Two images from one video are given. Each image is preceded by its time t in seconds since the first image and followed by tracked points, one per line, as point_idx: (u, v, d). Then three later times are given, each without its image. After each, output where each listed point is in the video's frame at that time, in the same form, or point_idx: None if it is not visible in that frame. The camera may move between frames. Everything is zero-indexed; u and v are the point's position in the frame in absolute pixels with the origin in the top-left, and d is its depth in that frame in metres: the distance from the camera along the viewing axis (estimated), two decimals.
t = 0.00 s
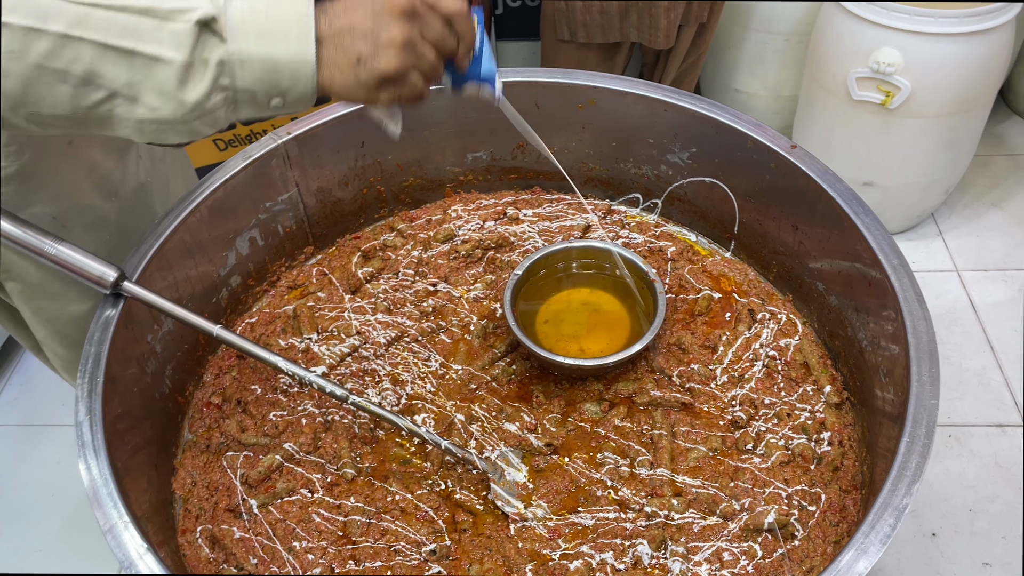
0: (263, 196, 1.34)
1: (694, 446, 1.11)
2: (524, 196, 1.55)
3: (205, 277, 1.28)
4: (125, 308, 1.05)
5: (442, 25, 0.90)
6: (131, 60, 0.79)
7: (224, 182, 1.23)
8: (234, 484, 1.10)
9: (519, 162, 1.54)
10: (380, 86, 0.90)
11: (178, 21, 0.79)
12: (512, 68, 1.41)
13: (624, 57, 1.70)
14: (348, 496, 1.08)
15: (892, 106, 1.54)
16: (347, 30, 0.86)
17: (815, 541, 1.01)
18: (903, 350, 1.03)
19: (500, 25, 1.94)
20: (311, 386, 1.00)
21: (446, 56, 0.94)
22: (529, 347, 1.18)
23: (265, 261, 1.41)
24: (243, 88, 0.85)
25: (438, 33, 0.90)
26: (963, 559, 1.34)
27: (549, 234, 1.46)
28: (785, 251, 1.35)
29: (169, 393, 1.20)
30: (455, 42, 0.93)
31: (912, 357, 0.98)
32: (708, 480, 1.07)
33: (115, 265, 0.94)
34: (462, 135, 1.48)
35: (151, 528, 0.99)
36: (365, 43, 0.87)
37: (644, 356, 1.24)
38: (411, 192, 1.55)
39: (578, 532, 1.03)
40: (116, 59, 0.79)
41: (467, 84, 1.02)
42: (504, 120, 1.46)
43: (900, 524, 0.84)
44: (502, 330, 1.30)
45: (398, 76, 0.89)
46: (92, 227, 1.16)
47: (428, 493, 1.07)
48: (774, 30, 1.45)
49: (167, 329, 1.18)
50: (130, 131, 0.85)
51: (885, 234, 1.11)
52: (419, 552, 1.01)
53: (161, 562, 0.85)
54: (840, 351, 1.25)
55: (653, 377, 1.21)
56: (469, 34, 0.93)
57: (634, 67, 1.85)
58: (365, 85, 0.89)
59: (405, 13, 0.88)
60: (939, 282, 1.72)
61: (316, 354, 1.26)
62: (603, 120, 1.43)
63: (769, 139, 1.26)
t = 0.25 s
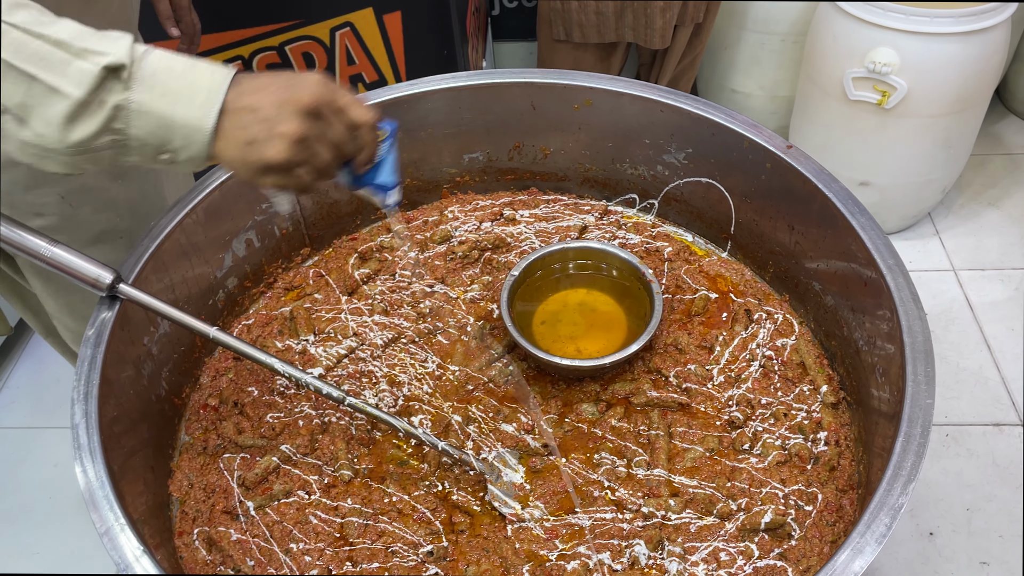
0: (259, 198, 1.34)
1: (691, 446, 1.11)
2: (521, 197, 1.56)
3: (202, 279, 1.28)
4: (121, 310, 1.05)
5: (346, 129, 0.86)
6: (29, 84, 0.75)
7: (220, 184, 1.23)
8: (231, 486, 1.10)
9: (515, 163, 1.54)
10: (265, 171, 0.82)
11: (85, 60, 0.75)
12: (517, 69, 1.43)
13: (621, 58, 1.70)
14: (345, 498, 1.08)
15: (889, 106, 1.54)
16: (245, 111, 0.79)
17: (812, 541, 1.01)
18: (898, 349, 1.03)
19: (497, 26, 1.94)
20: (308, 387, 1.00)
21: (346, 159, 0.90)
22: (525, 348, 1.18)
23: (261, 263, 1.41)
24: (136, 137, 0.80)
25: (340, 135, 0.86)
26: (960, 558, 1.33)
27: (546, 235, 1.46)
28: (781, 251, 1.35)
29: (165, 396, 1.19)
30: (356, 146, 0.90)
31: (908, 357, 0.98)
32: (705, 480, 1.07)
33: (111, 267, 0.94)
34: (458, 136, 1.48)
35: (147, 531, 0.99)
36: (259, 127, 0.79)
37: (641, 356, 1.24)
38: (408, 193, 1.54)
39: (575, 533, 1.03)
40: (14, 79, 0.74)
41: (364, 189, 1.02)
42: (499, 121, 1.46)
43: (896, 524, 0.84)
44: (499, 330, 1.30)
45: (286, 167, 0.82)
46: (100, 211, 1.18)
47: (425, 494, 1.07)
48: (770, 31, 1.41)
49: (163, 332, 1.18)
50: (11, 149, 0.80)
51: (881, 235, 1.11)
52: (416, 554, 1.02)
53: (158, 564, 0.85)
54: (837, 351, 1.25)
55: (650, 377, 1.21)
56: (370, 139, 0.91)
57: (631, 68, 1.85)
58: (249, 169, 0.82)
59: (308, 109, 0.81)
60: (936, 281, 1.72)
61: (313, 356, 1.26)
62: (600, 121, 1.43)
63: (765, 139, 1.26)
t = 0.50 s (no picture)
0: (257, 199, 1.33)
1: (690, 447, 1.11)
2: (519, 198, 1.56)
3: (200, 280, 1.28)
4: (119, 312, 1.05)
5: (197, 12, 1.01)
6: None
7: (217, 186, 1.23)
8: (230, 488, 1.10)
9: (514, 164, 1.54)
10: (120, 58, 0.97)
11: None
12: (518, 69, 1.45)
13: (619, 59, 1.70)
14: (344, 500, 1.08)
15: (887, 106, 1.52)
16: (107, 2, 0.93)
17: (811, 542, 1.01)
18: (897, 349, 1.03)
19: (495, 27, 1.94)
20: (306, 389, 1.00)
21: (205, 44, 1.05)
22: (524, 349, 1.17)
23: (260, 264, 1.41)
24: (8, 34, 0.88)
25: (194, 22, 1.02)
26: (959, 558, 1.31)
27: (545, 236, 1.46)
28: (779, 251, 1.35)
29: (164, 397, 1.19)
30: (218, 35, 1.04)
31: (907, 357, 0.98)
32: (704, 481, 1.07)
33: (108, 269, 0.94)
34: (457, 137, 1.48)
35: (146, 534, 0.99)
36: (108, 8, 0.93)
37: (639, 357, 1.24)
38: (406, 194, 1.54)
39: (575, 534, 1.03)
40: None
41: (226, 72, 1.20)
42: (497, 122, 1.46)
43: (896, 524, 0.83)
44: (498, 332, 1.30)
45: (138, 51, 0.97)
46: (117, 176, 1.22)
47: (424, 495, 1.07)
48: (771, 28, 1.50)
49: (161, 333, 1.18)
50: None
51: (879, 235, 1.11)
52: (415, 555, 1.01)
53: (157, 567, 0.85)
54: (836, 351, 1.25)
55: (649, 378, 1.21)
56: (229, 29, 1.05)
57: (629, 68, 1.86)
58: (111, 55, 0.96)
59: None
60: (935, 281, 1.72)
61: (311, 358, 1.26)
62: (598, 121, 1.43)
63: (763, 140, 1.26)
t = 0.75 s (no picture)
0: (256, 199, 1.33)
1: (690, 447, 1.11)
2: (518, 198, 1.55)
3: (199, 281, 1.28)
4: (118, 312, 1.05)
5: None
6: None
7: (216, 186, 1.23)
8: (229, 489, 1.10)
9: (513, 164, 1.54)
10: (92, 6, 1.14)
11: None
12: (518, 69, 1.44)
13: (620, 59, 1.69)
14: (343, 500, 1.07)
15: (886, 106, 1.55)
16: None
17: (812, 542, 1.01)
18: (898, 349, 1.03)
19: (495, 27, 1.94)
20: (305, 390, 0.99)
21: None
22: (523, 349, 1.17)
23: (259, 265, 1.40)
24: None
25: None
26: (960, 558, 1.32)
27: (544, 236, 1.45)
28: (779, 251, 1.34)
29: (163, 398, 1.19)
30: None
31: (907, 357, 0.98)
32: (704, 482, 1.07)
33: (107, 269, 0.94)
34: (456, 136, 1.48)
35: (145, 535, 0.98)
36: None
37: (639, 357, 1.24)
38: (406, 194, 1.54)
39: (575, 535, 1.02)
40: None
41: None
42: (497, 122, 1.46)
43: (897, 524, 0.83)
44: (497, 332, 1.30)
45: None
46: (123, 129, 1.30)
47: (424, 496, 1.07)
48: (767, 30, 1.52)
49: (160, 333, 1.18)
50: None
51: (880, 235, 1.11)
52: (415, 556, 1.01)
53: (156, 568, 0.85)
54: (836, 351, 1.25)
55: (649, 378, 1.21)
56: None
57: (629, 68, 1.85)
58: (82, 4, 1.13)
59: None
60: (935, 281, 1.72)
61: (311, 358, 1.26)
62: (597, 121, 1.43)
63: (764, 140, 1.26)
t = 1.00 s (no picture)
0: (255, 199, 1.33)
1: (688, 447, 1.11)
2: (517, 197, 1.55)
3: (198, 280, 1.28)
4: (116, 312, 1.05)
5: None
6: None
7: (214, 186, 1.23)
8: (227, 489, 1.10)
9: (512, 163, 1.54)
10: None
11: None
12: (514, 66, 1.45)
13: (619, 59, 1.69)
14: (341, 500, 1.07)
15: (885, 106, 1.52)
16: None
17: (810, 542, 1.01)
18: (896, 349, 1.03)
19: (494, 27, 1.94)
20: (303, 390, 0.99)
21: None
22: (522, 349, 1.17)
23: (257, 265, 1.40)
24: None
25: None
26: (959, 559, 1.30)
27: (543, 236, 1.45)
28: (778, 251, 1.34)
29: (161, 398, 1.19)
30: None
31: (906, 357, 0.98)
32: (703, 481, 1.07)
33: (105, 269, 0.94)
34: (455, 136, 1.48)
35: (142, 535, 0.98)
36: None
37: (638, 357, 1.24)
38: (405, 194, 1.54)
39: (573, 535, 1.02)
40: None
41: None
42: (495, 122, 1.46)
43: (894, 525, 0.83)
44: (496, 332, 1.30)
45: None
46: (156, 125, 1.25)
47: (422, 496, 1.07)
48: (766, 29, 1.62)
49: (159, 333, 1.18)
50: None
51: (879, 235, 1.11)
52: (413, 556, 1.01)
53: (153, 568, 0.84)
54: (835, 351, 1.25)
55: (648, 378, 1.21)
56: None
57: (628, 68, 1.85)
58: None
59: None
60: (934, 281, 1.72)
61: (309, 358, 1.26)
62: (596, 121, 1.43)
63: (762, 140, 1.26)
